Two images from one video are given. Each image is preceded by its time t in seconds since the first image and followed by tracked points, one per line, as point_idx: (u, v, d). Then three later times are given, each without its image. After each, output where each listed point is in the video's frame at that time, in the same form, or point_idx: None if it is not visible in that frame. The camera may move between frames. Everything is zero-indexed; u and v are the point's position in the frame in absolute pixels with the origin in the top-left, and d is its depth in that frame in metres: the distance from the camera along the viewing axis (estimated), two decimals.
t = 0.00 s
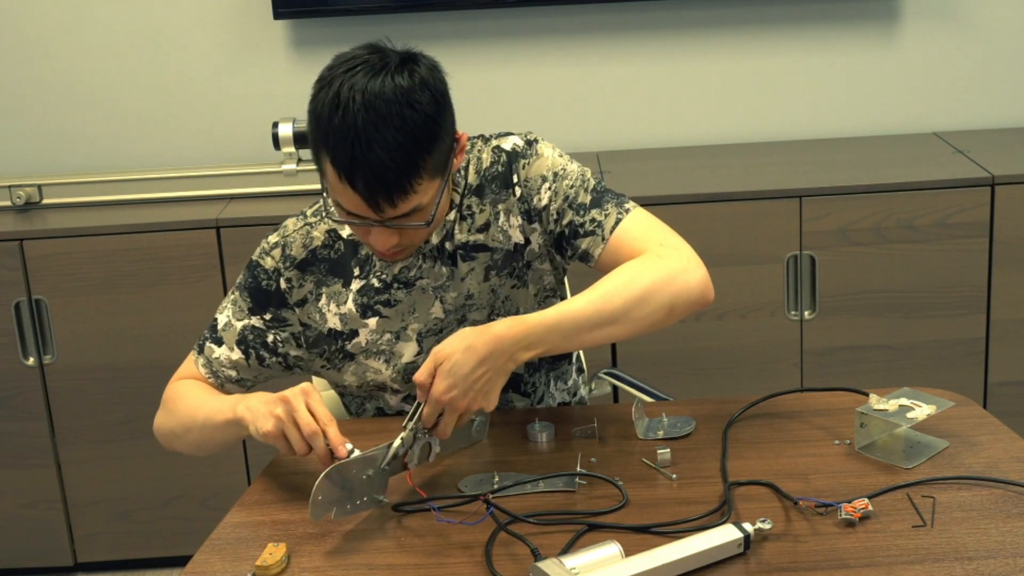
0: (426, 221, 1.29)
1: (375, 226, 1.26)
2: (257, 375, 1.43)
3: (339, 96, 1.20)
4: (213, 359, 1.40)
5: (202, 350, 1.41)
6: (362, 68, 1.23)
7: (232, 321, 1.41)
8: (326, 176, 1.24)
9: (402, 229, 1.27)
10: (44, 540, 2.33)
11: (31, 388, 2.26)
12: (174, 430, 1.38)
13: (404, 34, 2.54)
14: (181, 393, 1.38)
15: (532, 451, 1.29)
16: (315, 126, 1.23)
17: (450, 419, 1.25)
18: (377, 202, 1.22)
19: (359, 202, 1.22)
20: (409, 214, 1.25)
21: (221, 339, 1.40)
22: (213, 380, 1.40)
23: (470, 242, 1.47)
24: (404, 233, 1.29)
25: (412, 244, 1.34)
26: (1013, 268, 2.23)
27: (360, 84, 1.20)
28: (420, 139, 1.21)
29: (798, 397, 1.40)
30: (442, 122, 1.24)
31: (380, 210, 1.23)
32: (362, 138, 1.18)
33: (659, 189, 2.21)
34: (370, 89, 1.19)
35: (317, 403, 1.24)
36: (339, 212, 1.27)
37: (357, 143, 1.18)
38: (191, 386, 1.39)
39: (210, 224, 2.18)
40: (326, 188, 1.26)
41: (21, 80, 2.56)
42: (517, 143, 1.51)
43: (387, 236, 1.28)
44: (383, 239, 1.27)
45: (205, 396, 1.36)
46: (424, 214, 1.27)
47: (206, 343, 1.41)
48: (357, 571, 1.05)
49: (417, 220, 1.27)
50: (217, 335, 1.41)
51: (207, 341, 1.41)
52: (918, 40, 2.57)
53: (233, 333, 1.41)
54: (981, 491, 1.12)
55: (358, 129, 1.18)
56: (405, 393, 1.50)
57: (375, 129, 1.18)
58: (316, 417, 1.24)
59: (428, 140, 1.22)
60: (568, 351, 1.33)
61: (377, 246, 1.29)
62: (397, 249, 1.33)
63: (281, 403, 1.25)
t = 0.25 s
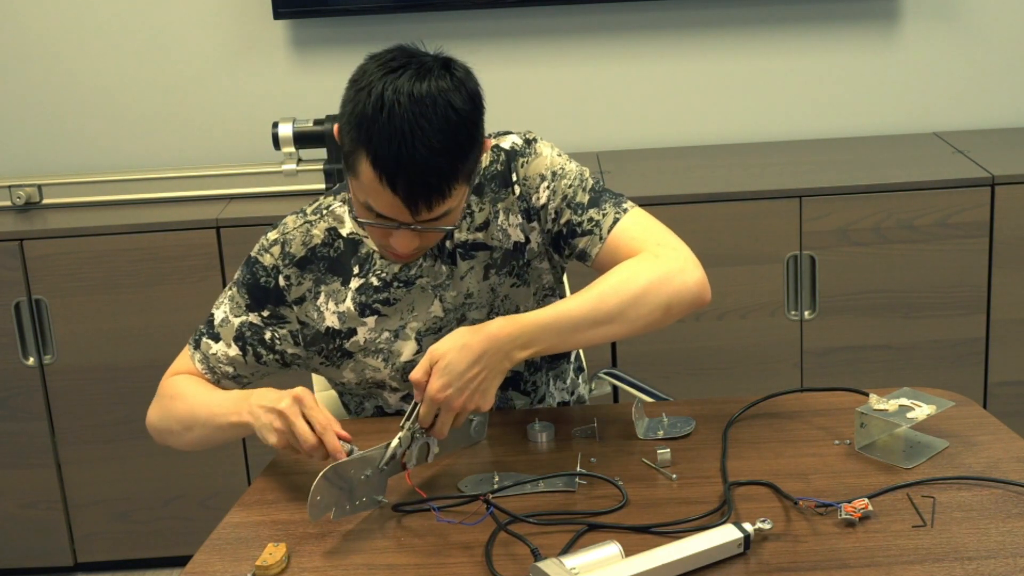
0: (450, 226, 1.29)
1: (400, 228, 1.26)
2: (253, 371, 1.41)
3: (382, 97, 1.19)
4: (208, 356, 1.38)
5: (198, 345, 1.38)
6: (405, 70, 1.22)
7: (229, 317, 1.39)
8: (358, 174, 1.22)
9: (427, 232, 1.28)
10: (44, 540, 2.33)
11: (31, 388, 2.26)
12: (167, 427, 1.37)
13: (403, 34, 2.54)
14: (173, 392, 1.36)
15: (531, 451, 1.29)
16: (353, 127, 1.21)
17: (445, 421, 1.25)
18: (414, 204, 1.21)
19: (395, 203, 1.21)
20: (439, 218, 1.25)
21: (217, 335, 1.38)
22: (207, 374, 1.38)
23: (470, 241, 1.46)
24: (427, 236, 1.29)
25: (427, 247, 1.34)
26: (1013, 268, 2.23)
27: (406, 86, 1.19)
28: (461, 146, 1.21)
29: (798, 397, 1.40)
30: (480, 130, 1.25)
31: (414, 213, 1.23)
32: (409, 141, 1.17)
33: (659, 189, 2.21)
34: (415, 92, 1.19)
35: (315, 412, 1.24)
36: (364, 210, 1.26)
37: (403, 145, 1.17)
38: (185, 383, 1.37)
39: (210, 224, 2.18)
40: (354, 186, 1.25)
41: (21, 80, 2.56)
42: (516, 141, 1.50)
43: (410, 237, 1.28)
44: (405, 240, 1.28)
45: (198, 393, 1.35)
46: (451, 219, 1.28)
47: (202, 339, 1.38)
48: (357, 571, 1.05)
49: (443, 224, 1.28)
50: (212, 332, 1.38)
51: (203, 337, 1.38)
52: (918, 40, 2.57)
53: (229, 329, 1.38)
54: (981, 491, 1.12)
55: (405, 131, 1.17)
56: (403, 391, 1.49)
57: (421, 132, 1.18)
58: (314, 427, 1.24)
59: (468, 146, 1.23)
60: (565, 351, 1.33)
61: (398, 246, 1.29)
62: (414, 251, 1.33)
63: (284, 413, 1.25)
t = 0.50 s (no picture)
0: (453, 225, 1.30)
1: (403, 226, 1.26)
2: (254, 370, 1.41)
3: (389, 96, 1.19)
4: (209, 353, 1.38)
5: (199, 343, 1.38)
6: (412, 68, 1.22)
7: (230, 315, 1.39)
8: (363, 171, 1.22)
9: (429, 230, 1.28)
10: (45, 540, 2.33)
11: (31, 388, 2.26)
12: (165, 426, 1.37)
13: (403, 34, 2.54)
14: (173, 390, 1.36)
15: (531, 451, 1.29)
16: (360, 124, 1.21)
17: (444, 421, 1.25)
18: (418, 203, 1.21)
19: (400, 201, 1.22)
20: (442, 217, 1.26)
21: (218, 333, 1.38)
22: (207, 373, 1.38)
23: (470, 240, 1.46)
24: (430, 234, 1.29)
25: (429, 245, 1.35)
26: (1013, 268, 2.23)
27: (414, 85, 1.19)
28: (468, 145, 1.21)
29: (798, 397, 1.40)
30: (485, 129, 1.25)
31: (418, 212, 1.23)
32: (415, 140, 1.17)
33: (659, 189, 2.21)
34: (423, 91, 1.19)
35: (319, 416, 1.23)
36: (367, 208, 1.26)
37: (410, 144, 1.17)
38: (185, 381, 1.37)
39: (210, 224, 2.18)
40: (358, 182, 1.25)
41: (21, 80, 2.56)
42: (516, 140, 1.50)
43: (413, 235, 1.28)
44: (409, 240, 1.28)
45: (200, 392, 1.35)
46: (455, 218, 1.28)
47: (203, 337, 1.38)
48: (357, 571, 1.05)
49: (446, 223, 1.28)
50: (213, 330, 1.38)
51: (204, 334, 1.38)
52: (918, 40, 2.57)
53: (230, 327, 1.38)
54: (981, 491, 1.12)
55: (413, 130, 1.17)
56: (404, 389, 1.49)
57: (427, 131, 1.18)
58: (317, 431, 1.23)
59: (474, 146, 1.23)
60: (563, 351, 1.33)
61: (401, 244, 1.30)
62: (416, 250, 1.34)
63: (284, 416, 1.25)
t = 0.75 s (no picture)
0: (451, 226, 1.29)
1: (401, 227, 1.26)
2: (252, 369, 1.41)
3: (386, 96, 1.19)
4: (208, 353, 1.38)
5: (198, 343, 1.38)
6: (410, 69, 1.22)
7: (229, 314, 1.39)
8: (361, 172, 1.22)
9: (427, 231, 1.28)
10: (45, 540, 2.33)
11: (31, 388, 2.26)
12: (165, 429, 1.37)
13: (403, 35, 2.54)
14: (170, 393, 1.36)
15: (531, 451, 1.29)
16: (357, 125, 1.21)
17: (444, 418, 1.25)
18: (417, 204, 1.21)
19: (398, 201, 1.21)
20: (440, 218, 1.25)
21: (217, 332, 1.38)
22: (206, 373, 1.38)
23: (469, 240, 1.46)
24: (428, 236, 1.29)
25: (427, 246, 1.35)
26: (1013, 268, 2.23)
27: (411, 85, 1.19)
28: (466, 145, 1.21)
29: (797, 397, 1.40)
30: (483, 130, 1.25)
31: (416, 212, 1.23)
32: (413, 140, 1.17)
33: (659, 189, 2.21)
34: (420, 91, 1.19)
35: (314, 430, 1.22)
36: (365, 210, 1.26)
37: (408, 146, 1.17)
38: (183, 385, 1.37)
39: (210, 223, 2.18)
40: (356, 184, 1.24)
41: (21, 80, 2.56)
42: (514, 140, 1.50)
43: (411, 237, 1.28)
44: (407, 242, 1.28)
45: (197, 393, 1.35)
46: (453, 218, 1.28)
47: (202, 336, 1.38)
48: (357, 571, 1.05)
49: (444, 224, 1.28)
50: (212, 329, 1.38)
51: (202, 334, 1.38)
52: (917, 40, 2.57)
53: (229, 326, 1.38)
54: (981, 491, 1.12)
55: (411, 131, 1.17)
56: (403, 389, 1.49)
57: (425, 132, 1.18)
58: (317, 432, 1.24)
59: (473, 146, 1.23)
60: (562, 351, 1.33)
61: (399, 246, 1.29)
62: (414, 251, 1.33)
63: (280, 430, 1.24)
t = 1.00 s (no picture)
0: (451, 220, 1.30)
1: (401, 222, 1.27)
2: (256, 369, 1.41)
3: (386, 93, 1.19)
4: (210, 354, 1.39)
5: (201, 343, 1.39)
6: (410, 65, 1.21)
7: (231, 315, 1.39)
8: (362, 168, 1.22)
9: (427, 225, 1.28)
10: (45, 541, 2.33)
11: (31, 388, 2.26)
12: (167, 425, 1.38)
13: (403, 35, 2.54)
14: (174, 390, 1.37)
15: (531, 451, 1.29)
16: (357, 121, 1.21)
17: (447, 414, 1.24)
18: (417, 199, 1.21)
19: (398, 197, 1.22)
20: (440, 213, 1.26)
21: (219, 333, 1.39)
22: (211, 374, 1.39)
23: (470, 240, 1.46)
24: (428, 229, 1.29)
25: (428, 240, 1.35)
26: (1013, 268, 2.23)
27: (411, 82, 1.19)
28: (466, 142, 1.21)
29: (797, 397, 1.40)
30: (484, 126, 1.25)
31: (416, 208, 1.23)
32: (413, 137, 1.17)
33: (659, 189, 2.21)
34: (420, 88, 1.19)
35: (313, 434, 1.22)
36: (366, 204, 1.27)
37: (408, 145, 1.18)
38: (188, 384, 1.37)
39: (210, 223, 2.18)
40: (357, 178, 1.25)
41: (21, 80, 2.56)
42: (515, 140, 1.49)
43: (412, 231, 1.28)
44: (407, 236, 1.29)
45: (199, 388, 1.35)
46: (453, 214, 1.29)
47: (205, 337, 1.39)
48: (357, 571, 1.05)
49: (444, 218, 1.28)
50: (214, 330, 1.39)
51: (204, 335, 1.39)
52: (917, 40, 2.57)
53: (231, 327, 1.39)
54: (981, 491, 1.12)
55: (411, 130, 1.17)
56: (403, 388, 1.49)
57: (425, 129, 1.18)
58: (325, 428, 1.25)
59: (473, 142, 1.23)
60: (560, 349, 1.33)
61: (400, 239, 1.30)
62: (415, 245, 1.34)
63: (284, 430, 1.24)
